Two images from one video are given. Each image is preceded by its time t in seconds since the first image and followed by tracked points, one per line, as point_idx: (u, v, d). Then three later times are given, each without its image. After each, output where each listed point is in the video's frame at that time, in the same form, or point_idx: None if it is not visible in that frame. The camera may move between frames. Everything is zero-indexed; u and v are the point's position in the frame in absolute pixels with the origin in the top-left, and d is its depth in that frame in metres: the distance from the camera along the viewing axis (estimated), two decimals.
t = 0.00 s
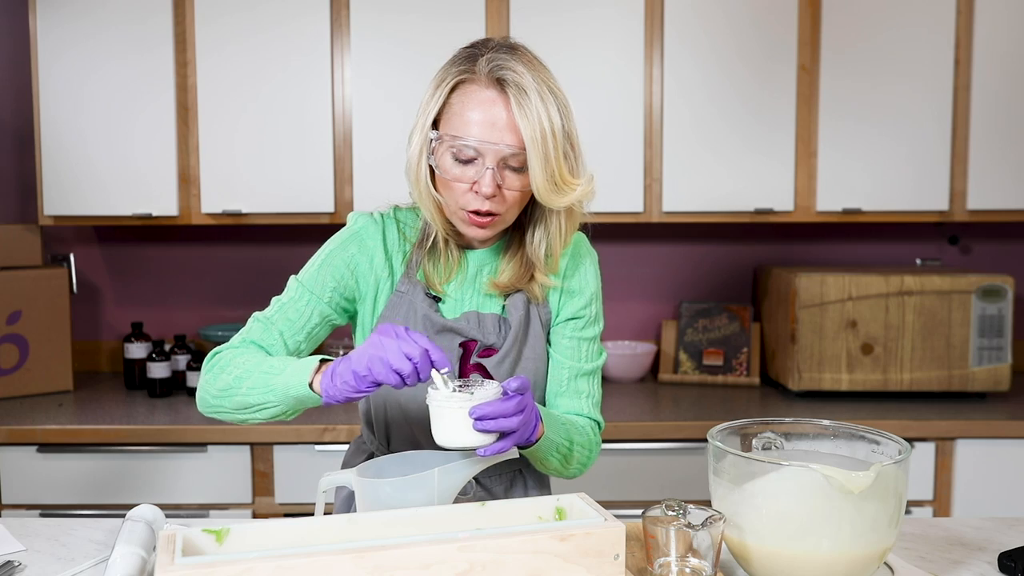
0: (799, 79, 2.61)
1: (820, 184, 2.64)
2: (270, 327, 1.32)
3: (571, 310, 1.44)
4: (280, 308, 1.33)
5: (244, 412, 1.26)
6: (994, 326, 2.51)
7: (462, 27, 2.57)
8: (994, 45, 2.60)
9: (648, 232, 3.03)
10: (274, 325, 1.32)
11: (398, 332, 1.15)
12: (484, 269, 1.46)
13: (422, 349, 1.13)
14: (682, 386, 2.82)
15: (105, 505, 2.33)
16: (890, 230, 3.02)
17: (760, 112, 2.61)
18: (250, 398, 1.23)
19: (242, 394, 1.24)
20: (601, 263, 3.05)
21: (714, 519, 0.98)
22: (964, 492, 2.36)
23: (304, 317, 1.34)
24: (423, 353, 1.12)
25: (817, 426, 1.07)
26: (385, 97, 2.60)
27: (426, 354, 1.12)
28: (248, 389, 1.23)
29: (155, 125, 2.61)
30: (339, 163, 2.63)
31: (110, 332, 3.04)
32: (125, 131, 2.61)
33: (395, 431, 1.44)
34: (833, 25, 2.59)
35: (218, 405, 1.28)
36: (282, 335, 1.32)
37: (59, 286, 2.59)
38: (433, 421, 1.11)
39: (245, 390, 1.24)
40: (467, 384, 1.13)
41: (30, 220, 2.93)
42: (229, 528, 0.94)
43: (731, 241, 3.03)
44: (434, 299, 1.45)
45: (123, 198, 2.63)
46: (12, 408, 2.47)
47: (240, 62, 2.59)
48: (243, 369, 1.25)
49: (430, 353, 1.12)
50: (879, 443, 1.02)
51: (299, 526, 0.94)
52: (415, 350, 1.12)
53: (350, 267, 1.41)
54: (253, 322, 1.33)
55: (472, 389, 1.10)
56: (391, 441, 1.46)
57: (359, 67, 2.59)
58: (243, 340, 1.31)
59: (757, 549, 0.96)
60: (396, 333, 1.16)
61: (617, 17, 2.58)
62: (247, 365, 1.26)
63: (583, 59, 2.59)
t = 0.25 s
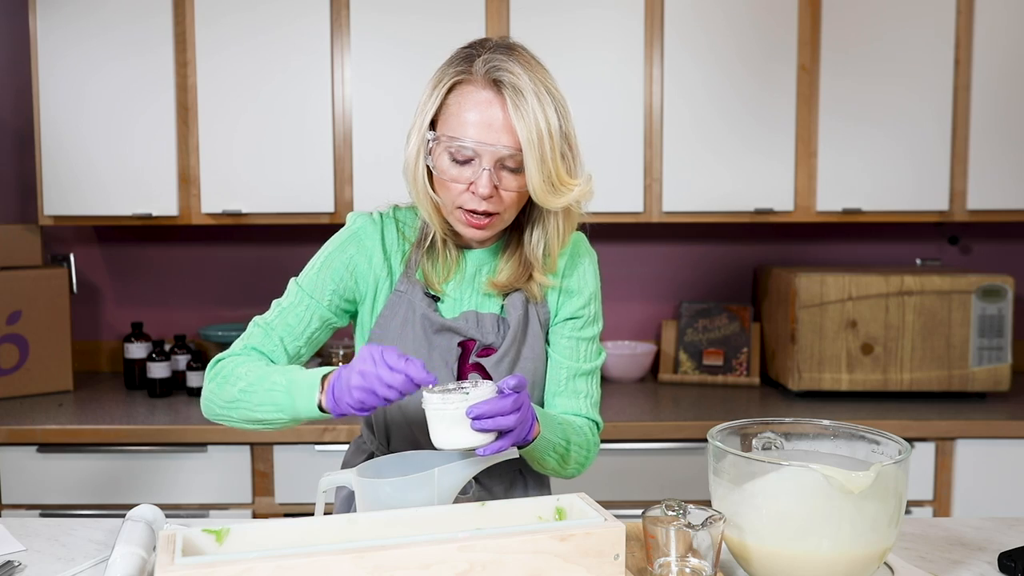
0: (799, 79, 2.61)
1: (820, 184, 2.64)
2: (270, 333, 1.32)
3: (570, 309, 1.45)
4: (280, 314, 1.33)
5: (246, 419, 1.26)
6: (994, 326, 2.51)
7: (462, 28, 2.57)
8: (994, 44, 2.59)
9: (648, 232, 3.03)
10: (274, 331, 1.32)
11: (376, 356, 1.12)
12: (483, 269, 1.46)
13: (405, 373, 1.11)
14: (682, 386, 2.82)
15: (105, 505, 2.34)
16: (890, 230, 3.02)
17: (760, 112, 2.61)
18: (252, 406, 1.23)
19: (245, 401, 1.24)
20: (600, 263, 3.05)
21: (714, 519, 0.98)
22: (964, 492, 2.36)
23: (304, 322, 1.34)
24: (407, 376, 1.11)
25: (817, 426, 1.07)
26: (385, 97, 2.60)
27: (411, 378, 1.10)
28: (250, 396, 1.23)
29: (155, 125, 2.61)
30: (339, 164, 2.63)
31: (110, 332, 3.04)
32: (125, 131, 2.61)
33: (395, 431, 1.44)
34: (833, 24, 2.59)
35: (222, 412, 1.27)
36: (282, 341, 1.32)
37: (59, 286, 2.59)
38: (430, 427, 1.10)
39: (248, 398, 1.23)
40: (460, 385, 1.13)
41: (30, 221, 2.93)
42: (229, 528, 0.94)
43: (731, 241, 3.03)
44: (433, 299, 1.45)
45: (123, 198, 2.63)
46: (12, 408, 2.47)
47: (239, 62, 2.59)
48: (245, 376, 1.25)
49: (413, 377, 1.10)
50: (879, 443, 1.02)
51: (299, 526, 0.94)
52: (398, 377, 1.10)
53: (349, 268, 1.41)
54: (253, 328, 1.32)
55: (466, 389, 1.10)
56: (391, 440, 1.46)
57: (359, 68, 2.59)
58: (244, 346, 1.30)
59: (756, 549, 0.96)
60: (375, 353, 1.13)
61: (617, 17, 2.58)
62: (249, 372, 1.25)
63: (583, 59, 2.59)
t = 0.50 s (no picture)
0: (799, 79, 2.61)
1: (820, 184, 2.64)
2: (274, 341, 1.34)
3: (570, 309, 1.45)
4: (282, 322, 1.35)
5: (256, 427, 1.28)
6: (994, 326, 2.51)
7: (462, 28, 2.57)
8: (994, 45, 2.59)
9: (648, 232, 3.03)
10: (279, 340, 1.34)
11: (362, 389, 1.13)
12: (482, 268, 1.46)
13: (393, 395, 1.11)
14: (682, 386, 2.82)
15: (105, 505, 2.34)
16: (890, 230, 3.02)
17: (760, 112, 2.61)
18: (263, 417, 1.26)
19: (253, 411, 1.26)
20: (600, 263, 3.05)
21: (714, 519, 0.98)
22: (964, 492, 2.36)
23: (307, 330, 1.36)
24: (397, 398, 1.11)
25: (816, 426, 1.07)
26: (385, 97, 2.60)
27: (399, 400, 1.10)
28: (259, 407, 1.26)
29: (155, 125, 2.61)
30: (339, 163, 2.63)
31: (110, 332, 3.04)
32: (125, 131, 2.61)
33: (395, 431, 1.44)
34: (833, 25, 2.59)
35: (231, 420, 1.30)
36: (286, 349, 1.34)
37: (59, 286, 2.59)
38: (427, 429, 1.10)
39: (256, 409, 1.26)
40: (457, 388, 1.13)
41: (30, 220, 2.93)
42: (229, 528, 0.94)
43: (731, 241, 3.03)
44: (432, 298, 1.45)
45: (123, 198, 2.63)
46: (12, 408, 2.47)
47: (239, 62, 2.59)
48: (252, 387, 1.27)
49: (400, 399, 1.10)
50: (879, 443, 1.02)
51: (299, 526, 0.94)
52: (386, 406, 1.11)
53: (349, 271, 1.41)
54: (257, 337, 1.34)
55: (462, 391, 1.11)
56: (391, 440, 1.45)
57: (359, 68, 2.59)
58: (250, 355, 1.33)
59: (756, 549, 0.96)
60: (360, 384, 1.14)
61: (617, 17, 2.58)
62: (256, 383, 1.27)
63: (583, 59, 2.59)
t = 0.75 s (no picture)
0: (799, 79, 2.61)
1: (820, 184, 2.64)
2: (275, 341, 1.34)
3: (570, 308, 1.45)
4: (283, 321, 1.35)
5: (257, 427, 1.29)
6: (994, 326, 2.51)
7: (462, 28, 2.57)
8: (994, 45, 2.59)
9: (648, 232, 3.03)
10: (279, 340, 1.34)
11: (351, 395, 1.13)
12: (482, 267, 1.46)
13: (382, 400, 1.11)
14: (682, 386, 2.82)
15: (105, 505, 2.34)
16: (890, 229, 3.02)
17: (760, 112, 2.61)
18: (263, 417, 1.26)
19: (253, 411, 1.27)
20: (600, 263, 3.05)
21: (714, 519, 0.98)
22: (964, 492, 2.36)
23: (307, 330, 1.36)
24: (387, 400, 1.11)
25: (816, 426, 1.07)
26: (384, 97, 2.60)
27: (390, 404, 1.10)
28: (259, 407, 1.26)
29: (156, 125, 2.61)
30: (339, 164, 2.63)
31: (110, 332, 3.04)
32: (125, 131, 2.61)
33: (395, 430, 1.44)
34: (833, 25, 2.59)
35: (231, 420, 1.30)
36: (287, 349, 1.34)
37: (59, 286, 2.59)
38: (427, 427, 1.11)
39: (256, 410, 1.26)
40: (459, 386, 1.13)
41: (30, 220, 2.93)
42: (229, 528, 0.94)
43: (732, 241, 3.03)
44: (432, 297, 1.45)
45: (123, 198, 2.63)
46: (12, 408, 2.47)
47: (239, 62, 2.59)
48: (251, 387, 1.27)
49: (390, 402, 1.10)
50: (879, 443, 1.02)
51: (299, 526, 0.94)
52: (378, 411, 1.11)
53: (349, 270, 1.41)
54: (258, 337, 1.35)
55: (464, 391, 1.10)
56: (390, 439, 1.45)
57: (359, 68, 2.59)
58: (250, 355, 1.33)
59: (756, 549, 0.96)
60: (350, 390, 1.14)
61: (617, 18, 2.58)
62: (256, 383, 1.28)
63: (583, 59, 2.59)
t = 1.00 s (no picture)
0: (799, 79, 2.61)
1: (820, 184, 2.64)
2: (274, 339, 1.34)
3: (571, 305, 1.44)
4: (282, 319, 1.35)
5: (257, 424, 1.29)
6: (994, 326, 2.51)
7: (462, 28, 2.57)
8: (994, 45, 2.59)
9: (648, 232, 3.03)
10: (278, 337, 1.34)
11: (350, 393, 1.13)
12: (481, 264, 1.47)
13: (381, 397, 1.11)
14: (682, 386, 2.82)
15: (105, 505, 2.34)
16: (889, 230, 3.02)
17: (760, 112, 2.61)
18: (263, 416, 1.27)
19: (252, 409, 1.27)
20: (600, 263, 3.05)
21: (714, 519, 0.98)
22: (964, 492, 2.36)
23: (307, 327, 1.36)
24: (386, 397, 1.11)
25: (817, 426, 1.07)
26: (384, 97, 2.60)
27: (390, 401, 1.10)
28: (258, 405, 1.26)
29: (156, 126, 2.61)
30: (339, 164, 2.63)
31: (110, 332, 3.04)
32: (125, 131, 2.61)
33: (394, 428, 1.44)
34: (833, 25, 2.59)
35: (231, 419, 1.30)
36: (286, 347, 1.34)
37: (59, 286, 2.59)
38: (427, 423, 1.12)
39: (257, 409, 1.26)
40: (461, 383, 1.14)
41: (29, 220, 2.93)
42: (229, 528, 0.94)
43: (732, 242, 3.03)
44: (431, 294, 1.45)
45: (123, 198, 2.63)
46: (12, 408, 2.47)
47: (239, 62, 2.59)
48: (251, 385, 1.27)
49: (389, 399, 1.10)
50: (879, 443, 1.02)
51: (299, 526, 0.94)
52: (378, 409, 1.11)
53: (348, 267, 1.41)
54: (257, 334, 1.34)
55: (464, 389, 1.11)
56: (390, 438, 1.45)
57: (359, 68, 2.59)
58: (249, 353, 1.33)
59: (756, 549, 0.96)
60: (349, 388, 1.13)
61: (617, 18, 2.58)
62: (255, 380, 1.27)
63: (583, 59, 2.59)
